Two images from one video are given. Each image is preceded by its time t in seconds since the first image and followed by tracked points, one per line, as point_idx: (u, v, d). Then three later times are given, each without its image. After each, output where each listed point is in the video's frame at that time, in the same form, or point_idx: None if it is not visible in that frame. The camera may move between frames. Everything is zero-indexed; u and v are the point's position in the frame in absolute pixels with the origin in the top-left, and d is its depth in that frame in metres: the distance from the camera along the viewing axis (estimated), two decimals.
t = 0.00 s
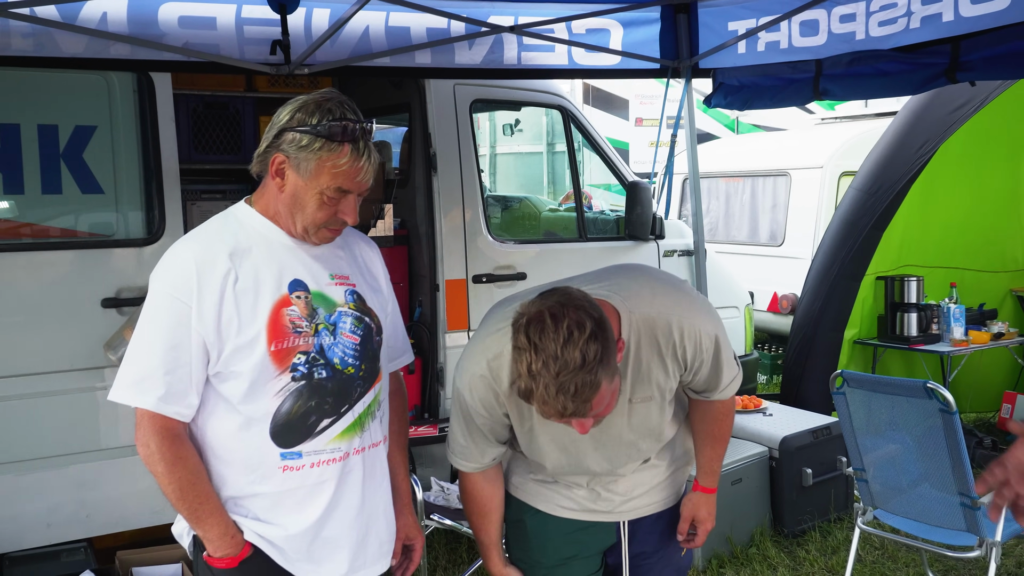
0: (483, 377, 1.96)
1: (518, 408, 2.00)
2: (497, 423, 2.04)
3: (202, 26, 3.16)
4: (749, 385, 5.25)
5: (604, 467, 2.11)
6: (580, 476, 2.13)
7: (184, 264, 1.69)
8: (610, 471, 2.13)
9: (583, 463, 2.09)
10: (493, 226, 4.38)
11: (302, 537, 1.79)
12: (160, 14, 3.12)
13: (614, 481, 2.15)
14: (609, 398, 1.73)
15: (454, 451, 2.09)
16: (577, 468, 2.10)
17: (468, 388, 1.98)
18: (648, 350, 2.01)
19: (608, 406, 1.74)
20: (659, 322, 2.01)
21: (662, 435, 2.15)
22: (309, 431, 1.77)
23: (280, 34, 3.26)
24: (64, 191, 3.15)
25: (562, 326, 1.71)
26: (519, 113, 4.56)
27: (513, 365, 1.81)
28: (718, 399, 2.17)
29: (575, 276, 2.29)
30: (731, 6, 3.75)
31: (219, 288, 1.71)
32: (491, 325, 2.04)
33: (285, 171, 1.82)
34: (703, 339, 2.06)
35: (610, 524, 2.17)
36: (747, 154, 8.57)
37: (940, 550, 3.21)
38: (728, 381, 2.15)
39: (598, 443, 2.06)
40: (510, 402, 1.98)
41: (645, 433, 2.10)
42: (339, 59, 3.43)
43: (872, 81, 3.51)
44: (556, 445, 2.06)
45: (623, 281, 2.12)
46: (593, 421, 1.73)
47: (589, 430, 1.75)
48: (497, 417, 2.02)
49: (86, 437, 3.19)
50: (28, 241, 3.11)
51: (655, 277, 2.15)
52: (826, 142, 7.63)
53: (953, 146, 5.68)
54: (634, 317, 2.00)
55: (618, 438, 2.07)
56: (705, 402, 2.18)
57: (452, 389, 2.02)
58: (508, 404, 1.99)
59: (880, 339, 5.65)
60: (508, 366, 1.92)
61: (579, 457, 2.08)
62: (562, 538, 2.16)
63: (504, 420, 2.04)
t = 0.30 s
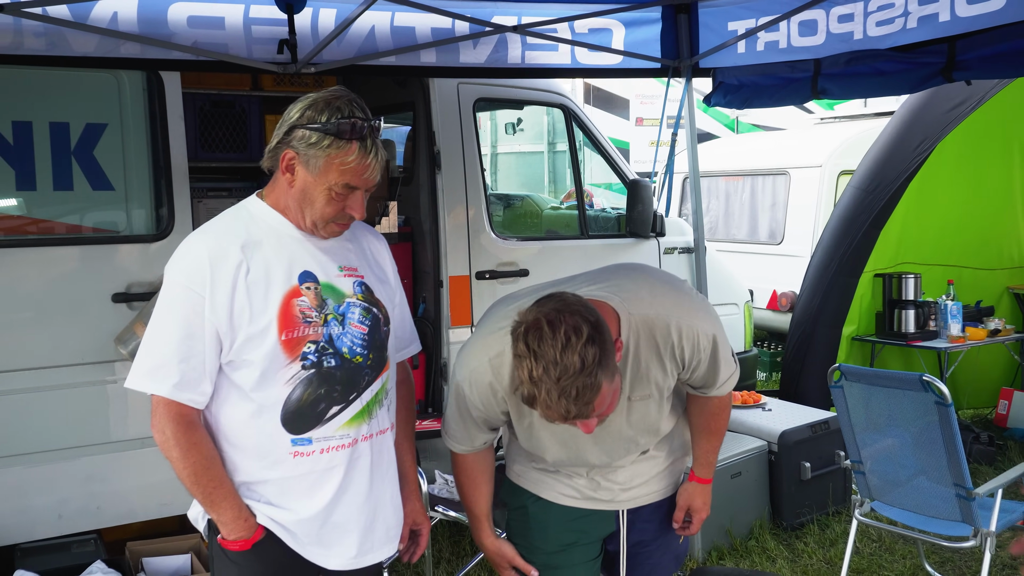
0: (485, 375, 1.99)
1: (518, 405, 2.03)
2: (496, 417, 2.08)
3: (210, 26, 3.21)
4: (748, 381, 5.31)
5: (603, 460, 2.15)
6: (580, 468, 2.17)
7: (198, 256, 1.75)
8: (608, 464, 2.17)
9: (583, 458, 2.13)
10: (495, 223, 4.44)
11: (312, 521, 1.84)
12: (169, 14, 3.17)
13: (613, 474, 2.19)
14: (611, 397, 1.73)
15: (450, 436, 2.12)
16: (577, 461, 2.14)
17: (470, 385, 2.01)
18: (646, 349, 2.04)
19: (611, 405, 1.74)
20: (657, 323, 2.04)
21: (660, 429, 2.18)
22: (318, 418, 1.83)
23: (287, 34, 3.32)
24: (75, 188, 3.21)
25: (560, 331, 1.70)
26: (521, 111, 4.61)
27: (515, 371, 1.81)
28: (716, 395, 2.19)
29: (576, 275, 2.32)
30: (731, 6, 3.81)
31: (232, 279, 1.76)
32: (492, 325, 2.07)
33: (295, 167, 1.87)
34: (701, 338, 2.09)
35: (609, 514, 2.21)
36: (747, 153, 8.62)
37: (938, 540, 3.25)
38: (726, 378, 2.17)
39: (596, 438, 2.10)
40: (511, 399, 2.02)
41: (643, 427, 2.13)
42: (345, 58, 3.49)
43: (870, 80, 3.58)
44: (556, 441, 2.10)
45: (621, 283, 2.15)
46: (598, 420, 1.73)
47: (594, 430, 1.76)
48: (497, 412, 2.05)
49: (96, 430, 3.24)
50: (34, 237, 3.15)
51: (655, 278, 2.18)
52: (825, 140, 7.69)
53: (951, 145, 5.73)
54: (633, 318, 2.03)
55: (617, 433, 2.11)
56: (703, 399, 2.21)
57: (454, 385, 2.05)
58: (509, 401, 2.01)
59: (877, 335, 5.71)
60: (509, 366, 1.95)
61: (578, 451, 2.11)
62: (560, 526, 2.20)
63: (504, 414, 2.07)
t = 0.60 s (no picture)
0: (491, 370, 2.04)
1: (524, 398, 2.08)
2: (503, 411, 2.13)
3: (215, 26, 3.26)
4: (743, 377, 5.37)
5: (606, 451, 2.20)
6: (583, 458, 2.23)
7: (211, 250, 1.80)
8: (611, 454, 2.23)
9: (586, 449, 2.18)
10: (494, 221, 4.49)
11: (321, 508, 1.89)
12: (174, 14, 3.22)
13: (615, 464, 2.25)
14: (613, 390, 1.77)
15: (463, 432, 2.17)
16: (581, 452, 2.20)
17: (477, 379, 2.06)
18: (647, 345, 2.10)
19: (614, 398, 1.78)
20: (657, 319, 2.10)
21: (660, 421, 2.24)
22: (327, 407, 1.88)
23: (290, 34, 3.36)
24: (82, 185, 3.26)
25: (560, 328, 1.74)
26: (520, 111, 4.66)
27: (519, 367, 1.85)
28: (715, 387, 2.26)
29: (576, 272, 2.38)
30: (728, 7, 3.87)
31: (243, 272, 1.81)
32: (497, 321, 2.12)
33: (304, 164, 1.91)
34: (700, 333, 2.14)
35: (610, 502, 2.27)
36: (742, 153, 8.68)
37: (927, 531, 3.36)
38: (724, 370, 2.23)
39: (599, 431, 2.15)
40: (518, 394, 2.07)
41: (645, 419, 2.19)
42: (347, 58, 3.54)
43: (863, 80, 3.64)
44: (560, 433, 2.15)
45: (621, 279, 2.20)
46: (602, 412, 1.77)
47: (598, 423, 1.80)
48: (504, 407, 2.11)
49: (102, 424, 3.29)
50: (35, 235, 3.18)
51: (654, 275, 2.24)
52: (819, 140, 7.76)
53: (944, 144, 5.80)
54: (634, 314, 2.08)
55: (619, 425, 2.17)
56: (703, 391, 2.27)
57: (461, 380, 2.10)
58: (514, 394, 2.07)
59: (871, 332, 5.78)
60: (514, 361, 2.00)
61: (583, 443, 2.17)
62: (563, 513, 2.26)
63: (510, 408, 2.13)
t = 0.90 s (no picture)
0: (496, 364, 2.10)
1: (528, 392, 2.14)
2: (507, 404, 2.18)
3: (214, 27, 3.28)
4: (733, 375, 5.45)
5: (607, 444, 2.26)
6: (585, 451, 2.29)
7: (222, 248, 1.84)
8: (611, 448, 2.28)
9: (588, 442, 2.24)
10: (488, 220, 4.54)
11: (329, 500, 1.94)
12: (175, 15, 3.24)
13: (616, 456, 2.31)
14: (617, 380, 1.82)
15: (462, 423, 2.21)
16: (583, 445, 2.25)
17: (483, 374, 2.11)
18: (648, 340, 2.15)
19: (617, 389, 1.84)
20: (657, 315, 2.16)
21: (660, 415, 2.30)
22: (335, 401, 1.92)
23: (290, 36, 3.40)
24: (82, 184, 3.29)
25: (564, 321, 1.80)
26: (512, 112, 4.72)
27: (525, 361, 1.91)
28: (714, 382, 2.31)
29: (579, 269, 2.44)
30: (717, 10, 3.93)
31: (253, 270, 1.85)
32: (502, 316, 2.17)
33: (312, 164, 1.95)
34: (699, 329, 2.20)
35: (610, 494, 2.33)
36: (730, 155, 8.77)
37: (914, 523, 3.44)
38: (723, 366, 2.29)
39: (602, 425, 2.21)
40: (521, 387, 2.12)
41: (645, 413, 2.25)
42: (346, 59, 3.58)
43: (852, 82, 3.70)
44: (563, 427, 2.20)
45: (622, 276, 2.26)
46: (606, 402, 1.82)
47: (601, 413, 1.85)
48: (508, 400, 2.16)
49: (102, 421, 3.31)
50: (27, 234, 3.19)
51: (654, 272, 2.29)
52: (806, 142, 7.86)
53: (930, 145, 5.90)
54: (635, 311, 2.14)
55: (621, 419, 2.22)
56: (702, 385, 2.33)
57: (467, 374, 2.15)
58: (519, 389, 2.12)
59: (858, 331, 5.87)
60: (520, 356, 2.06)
61: (585, 436, 2.22)
62: (566, 505, 2.32)
63: (513, 402, 2.18)
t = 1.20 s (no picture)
0: (492, 362, 2.14)
1: (523, 389, 2.18)
2: (502, 402, 2.23)
3: (200, 30, 3.29)
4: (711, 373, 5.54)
5: (598, 439, 2.31)
6: (576, 446, 2.34)
7: (222, 249, 1.86)
8: (602, 443, 2.34)
9: (580, 437, 2.29)
10: (471, 220, 4.58)
11: (328, 495, 1.96)
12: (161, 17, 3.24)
13: (606, 452, 2.37)
14: (612, 376, 1.87)
15: (458, 422, 2.25)
16: (575, 440, 2.30)
17: (479, 372, 2.16)
18: (641, 337, 2.21)
19: (612, 383, 1.88)
20: (650, 312, 2.21)
21: (650, 411, 2.35)
22: (334, 399, 1.95)
23: (275, 38, 3.41)
24: (68, 185, 3.28)
25: (562, 319, 1.85)
26: (493, 113, 4.74)
27: (523, 358, 1.95)
28: (702, 379, 2.38)
29: (571, 269, 2.49)
30: (695, 15, 3.97)
31: (253, 270, 1.88)
32: (497, 315, 2.21)
33: (310, 166, 1.97)
34: (689, 326, 2.26)
35: (600, 489, 2.38)
36: (705, 156, 8.89)
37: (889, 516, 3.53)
38: (712, 363, 2.35)
39: (595, 421, 2.26)
40: (517, 384, 2.17)
41: (636, 409, 2.30)
42: (331, 62, 3.60)
43: (830, 87, 3.72)
44: (556, 423, 2.25)
45: (614, 274, 2.32)
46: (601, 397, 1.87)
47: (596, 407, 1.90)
48: (503, 397, 2.20)
49: (89, 422, 3.30)
50: (4, 236, 3.16)
51: (645, 271, 2.35)
52: (780, 144, 7.99)
53: (901, 148, 6.03)
54: (627, 309, 2.19)
55: (613, 415, 2.27)
56: (690, 382, 2.39)
57: (463, 372, 2.19)
58: (515, 386, 2.17)
59: (832, 329, 5.98)
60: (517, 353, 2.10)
61: (578, 432, 2.27)
62: (558, 500, 2.37)
63: (508, 399, 2.22)
